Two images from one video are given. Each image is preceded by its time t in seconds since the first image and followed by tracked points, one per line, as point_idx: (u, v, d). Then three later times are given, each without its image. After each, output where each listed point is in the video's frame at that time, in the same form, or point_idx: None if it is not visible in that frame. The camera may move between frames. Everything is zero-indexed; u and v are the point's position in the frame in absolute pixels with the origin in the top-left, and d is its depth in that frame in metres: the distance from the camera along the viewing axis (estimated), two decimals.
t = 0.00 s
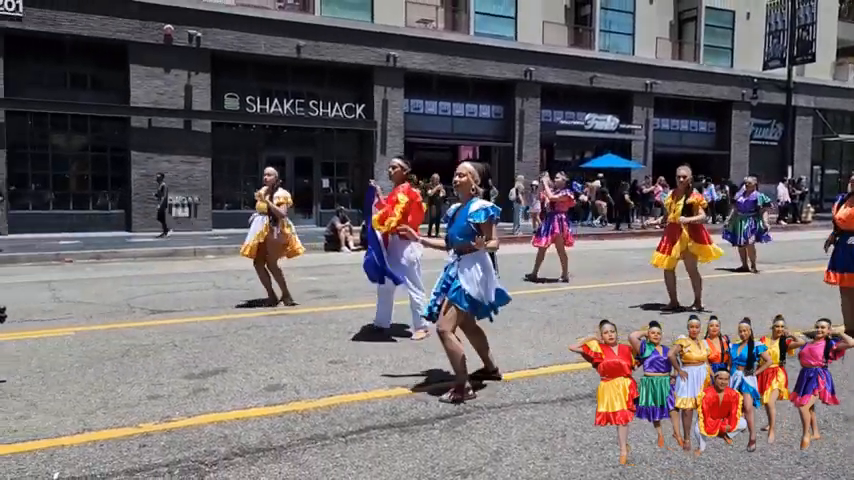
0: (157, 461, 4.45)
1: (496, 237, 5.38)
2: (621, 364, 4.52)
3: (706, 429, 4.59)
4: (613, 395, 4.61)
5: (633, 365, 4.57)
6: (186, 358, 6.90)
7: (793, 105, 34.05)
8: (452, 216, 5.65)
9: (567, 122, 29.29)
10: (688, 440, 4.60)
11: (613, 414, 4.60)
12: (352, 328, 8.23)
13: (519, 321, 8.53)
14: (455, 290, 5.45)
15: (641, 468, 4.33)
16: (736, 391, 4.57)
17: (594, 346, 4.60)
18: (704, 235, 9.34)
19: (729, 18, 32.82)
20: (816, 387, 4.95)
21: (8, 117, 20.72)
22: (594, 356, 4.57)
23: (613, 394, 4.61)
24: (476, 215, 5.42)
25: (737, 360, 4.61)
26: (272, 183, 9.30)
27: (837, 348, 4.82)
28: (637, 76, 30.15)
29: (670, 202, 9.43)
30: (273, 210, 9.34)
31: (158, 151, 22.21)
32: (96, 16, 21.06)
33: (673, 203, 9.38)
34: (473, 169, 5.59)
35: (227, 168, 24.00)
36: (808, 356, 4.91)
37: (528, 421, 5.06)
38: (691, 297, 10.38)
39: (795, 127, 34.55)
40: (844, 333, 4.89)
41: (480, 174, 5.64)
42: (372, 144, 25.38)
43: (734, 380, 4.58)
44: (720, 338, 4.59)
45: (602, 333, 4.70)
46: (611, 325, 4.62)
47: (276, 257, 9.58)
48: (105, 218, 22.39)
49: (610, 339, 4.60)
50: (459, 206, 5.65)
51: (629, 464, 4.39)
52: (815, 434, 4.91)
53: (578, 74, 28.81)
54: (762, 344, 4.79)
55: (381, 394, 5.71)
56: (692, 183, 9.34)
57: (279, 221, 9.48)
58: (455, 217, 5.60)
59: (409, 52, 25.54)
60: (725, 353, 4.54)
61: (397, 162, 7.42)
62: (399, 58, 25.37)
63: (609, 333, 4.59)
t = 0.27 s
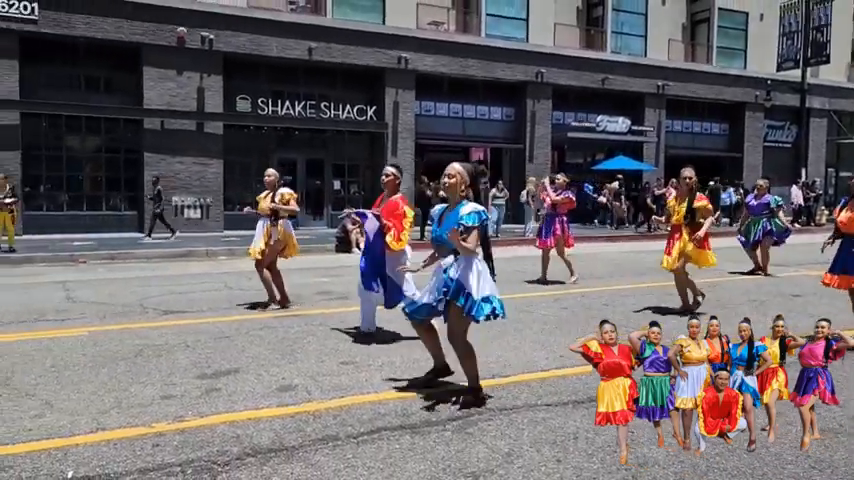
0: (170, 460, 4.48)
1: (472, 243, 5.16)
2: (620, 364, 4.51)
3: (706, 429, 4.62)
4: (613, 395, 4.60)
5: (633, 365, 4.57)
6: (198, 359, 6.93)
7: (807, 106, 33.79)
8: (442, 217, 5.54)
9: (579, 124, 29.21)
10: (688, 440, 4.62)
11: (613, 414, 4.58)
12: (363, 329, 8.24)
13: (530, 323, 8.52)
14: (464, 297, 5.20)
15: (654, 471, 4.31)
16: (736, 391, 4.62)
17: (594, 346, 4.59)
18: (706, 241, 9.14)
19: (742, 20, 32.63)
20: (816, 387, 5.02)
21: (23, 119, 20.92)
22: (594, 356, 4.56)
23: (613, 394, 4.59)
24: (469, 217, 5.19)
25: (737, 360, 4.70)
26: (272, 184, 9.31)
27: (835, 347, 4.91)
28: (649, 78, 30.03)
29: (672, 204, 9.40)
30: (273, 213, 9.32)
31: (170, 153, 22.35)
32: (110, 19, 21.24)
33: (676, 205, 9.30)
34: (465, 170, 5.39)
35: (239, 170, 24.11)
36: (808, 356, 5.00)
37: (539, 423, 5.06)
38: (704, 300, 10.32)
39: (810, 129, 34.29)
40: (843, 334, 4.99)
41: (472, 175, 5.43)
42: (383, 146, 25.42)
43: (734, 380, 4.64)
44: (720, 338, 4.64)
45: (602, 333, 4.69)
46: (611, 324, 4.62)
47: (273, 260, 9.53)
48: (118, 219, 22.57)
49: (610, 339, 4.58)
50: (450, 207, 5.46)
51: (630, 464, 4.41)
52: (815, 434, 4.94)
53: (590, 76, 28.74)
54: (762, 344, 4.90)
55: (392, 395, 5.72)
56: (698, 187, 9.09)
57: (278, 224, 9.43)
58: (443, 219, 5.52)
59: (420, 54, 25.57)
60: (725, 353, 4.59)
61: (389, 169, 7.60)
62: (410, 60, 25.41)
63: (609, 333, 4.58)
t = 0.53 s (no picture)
0: (178, 460, 4.49)
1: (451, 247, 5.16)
2: (621, 363, 4.48)
3: (706, 429, 4.63)
4: (613, 395, 4.55)
5: (633, 365, 4.55)
6: (206, 359, 6.95)
7: (815, 109, 33.64)
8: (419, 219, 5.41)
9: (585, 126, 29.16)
10: (688, 440, 4.64)
11: (613, 414, 4.54)
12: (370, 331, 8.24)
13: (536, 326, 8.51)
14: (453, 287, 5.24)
15: (661, 473, 4.31)
16: (736, 391, 4.64)
17: (594, 346, 4.56)
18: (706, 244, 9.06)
19: (750, 22, 32.53)
20: (816, 387, 5.09)
21: (32, 121, 21.04)
22: (594, 356, 4.53)
23: (613, 394, 4.55)
24: (448, 221, 5.17)
25: (737, 359, 4.76)
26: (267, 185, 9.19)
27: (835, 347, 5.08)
28: (656, 80, 29.97)
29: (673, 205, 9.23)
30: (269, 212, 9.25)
31: (177, 154, 22.44)
32: (118, 21, 21.35)
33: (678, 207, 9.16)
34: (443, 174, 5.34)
35: (246, 171, 24.18)
36: (808, 356, 5.11)
37: (546, 425, 5.05)
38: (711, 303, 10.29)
39: (818, 131, 34.14)
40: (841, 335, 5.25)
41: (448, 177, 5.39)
42: (389, 148, 25.44)
43: (734, 380, 4.66)
44: (720, 338, 4.66)
45: (602, 333, 4.66)
46: (611, 324, 4.59)
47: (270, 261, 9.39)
48: (125, 220, 22.66)
49: (610, 339, 4.55)
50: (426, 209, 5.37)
51: (630, 464, 4.42)
52: (815, 434, 4.98)
53: (596, 78, 28.70)
54: (762, 344, 4.98)
55: (401, 395, 5.73)
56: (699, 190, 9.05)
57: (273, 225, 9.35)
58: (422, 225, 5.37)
59: (427, 56, 25.60)
60: (725, 353, 4.63)
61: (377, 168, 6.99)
62: (417, 62, 25.44)
63: (609, 333, 4.55)
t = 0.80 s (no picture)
0: (182, 460, 4.49)
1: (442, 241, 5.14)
2: (621, 363, 4.46)
3: (706, 429, 4.63)
4: (613, 395, 4.55)
5: (633, 365, 4.52)
6: (209, 360, 6.96)
7: (820, 112, 33.57)
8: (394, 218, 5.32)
9: (589, 128, 29.14)
10: (689, 441, 4.65)
11: (613, 414, 4.54)
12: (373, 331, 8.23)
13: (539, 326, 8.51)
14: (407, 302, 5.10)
15: (664, 474, 4.31)
16: (736, 391, 4.64)
17: (594, 346, 4.52)
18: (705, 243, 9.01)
19: (754, 24, 32.48)
20: (816, 387, 5.08)
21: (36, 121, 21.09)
22: (594, 356, 4.49)
23: (613, 394, 4.55)
24: (419, 219, 5.10)
25: (737, 359, 4.75)
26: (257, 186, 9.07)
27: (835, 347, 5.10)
28: (660, 82, 29.95)
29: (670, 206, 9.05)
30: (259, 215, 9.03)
31: (181, 155, 22.48)
32: (122, 22, 21.41)
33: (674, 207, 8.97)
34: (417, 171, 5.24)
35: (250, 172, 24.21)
36: (808, 356, 5.10)
37: (550, 427, 5.05)
38: (715, 304, 10.29)
39: (822, 134, 34.07)
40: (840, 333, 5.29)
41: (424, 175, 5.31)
42: (393, 149, 25.45)
43: (734, 380, 4.67)
44: (719, 338, 4.65)
45: (602, 333, 4.62)
46: (611, 324, 4.55)
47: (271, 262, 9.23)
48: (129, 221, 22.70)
49: (610, 339, 4.50)
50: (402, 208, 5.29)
51: (629, 464, 4.44)
52: (815, 434, 4.98)
53: (600, 79, 28.68)
54: (762, 344, 4.97)
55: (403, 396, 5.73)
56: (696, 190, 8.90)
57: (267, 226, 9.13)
58: (395, 222, 5.26)
59: (431, 57, 25.61)
60: (725, 353, 4.62)
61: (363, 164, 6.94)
62: (421, 63, 25.45)
63: (609, 333, 4.50)
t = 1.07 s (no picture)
0: (184, 459, 4.50)
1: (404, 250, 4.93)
2: (621, 363, 4.44)
3: (706, 428, 4.63)
4: (613, 395, 4.52)
5: (633, 365, 4.50)
6: (211, 359, 6.96)
7: (822, 113, 33.55)
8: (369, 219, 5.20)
9: (591, 128, 29.13)
10: (688, 440, 4.65)
11: (613, 414, 4.50)
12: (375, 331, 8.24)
13: (540, 327, 8.51)
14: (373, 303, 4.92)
15: (666, 474, 4.31)
16: (736, 391, 4.64)
17: (594, 346, 4.47)
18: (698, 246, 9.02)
19: (756, 25, 32.47)
20: (816, 387, 5.05)
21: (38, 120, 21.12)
22: (594, 356, 4.45)
23: (613, 394, 4.51)
24: (396, 221, 4.95)
25: (737, 359, 4.77)
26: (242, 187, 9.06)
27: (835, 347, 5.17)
28: (662, 83, 29.94)
29: (662, 208, 9.06)
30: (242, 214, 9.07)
31: (183, 154, 22.50)
32: (125, 21, 21.44)
33: (667, 209, 9.00)
34: (393, 172, 5.14)
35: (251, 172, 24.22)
36: (808, 356, 5.13)
37: (552, 427, 5.05)
38: (716, 305, 10.30)
39: (824, 135, 34.04)
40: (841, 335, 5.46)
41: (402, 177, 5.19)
42: (394, 149, 25.46)
43: (734, 380, 4.67)
44: (719, 338, 4.66)
45: (602, 333, 4.58)
46: (611, 324, 4.52)
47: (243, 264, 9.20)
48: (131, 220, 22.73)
49: (610, 339, 4.47)
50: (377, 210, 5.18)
51: (629, 464, 4.44)
52: (815, 435, 4.98)
53: (602, 80, 28.67)
54: (762, 344, 4.99)
55: (404, 396, 5.73)
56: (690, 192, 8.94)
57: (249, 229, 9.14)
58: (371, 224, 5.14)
59: (433, 57, 25.63)
60: (725, 353, 4.63)
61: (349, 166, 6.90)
62: (423, 63, 25.46)
63: (609, 333, 4.46)
